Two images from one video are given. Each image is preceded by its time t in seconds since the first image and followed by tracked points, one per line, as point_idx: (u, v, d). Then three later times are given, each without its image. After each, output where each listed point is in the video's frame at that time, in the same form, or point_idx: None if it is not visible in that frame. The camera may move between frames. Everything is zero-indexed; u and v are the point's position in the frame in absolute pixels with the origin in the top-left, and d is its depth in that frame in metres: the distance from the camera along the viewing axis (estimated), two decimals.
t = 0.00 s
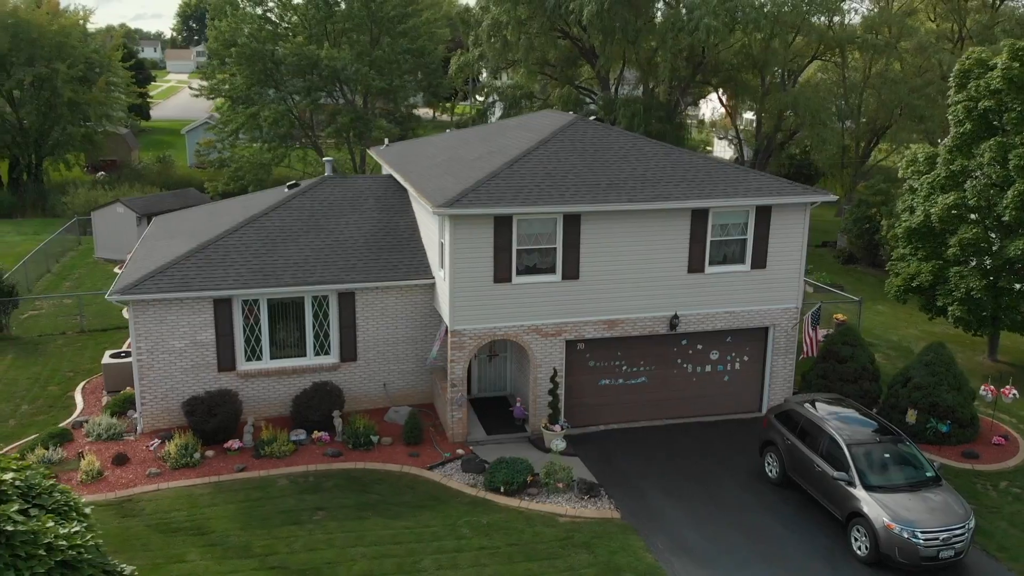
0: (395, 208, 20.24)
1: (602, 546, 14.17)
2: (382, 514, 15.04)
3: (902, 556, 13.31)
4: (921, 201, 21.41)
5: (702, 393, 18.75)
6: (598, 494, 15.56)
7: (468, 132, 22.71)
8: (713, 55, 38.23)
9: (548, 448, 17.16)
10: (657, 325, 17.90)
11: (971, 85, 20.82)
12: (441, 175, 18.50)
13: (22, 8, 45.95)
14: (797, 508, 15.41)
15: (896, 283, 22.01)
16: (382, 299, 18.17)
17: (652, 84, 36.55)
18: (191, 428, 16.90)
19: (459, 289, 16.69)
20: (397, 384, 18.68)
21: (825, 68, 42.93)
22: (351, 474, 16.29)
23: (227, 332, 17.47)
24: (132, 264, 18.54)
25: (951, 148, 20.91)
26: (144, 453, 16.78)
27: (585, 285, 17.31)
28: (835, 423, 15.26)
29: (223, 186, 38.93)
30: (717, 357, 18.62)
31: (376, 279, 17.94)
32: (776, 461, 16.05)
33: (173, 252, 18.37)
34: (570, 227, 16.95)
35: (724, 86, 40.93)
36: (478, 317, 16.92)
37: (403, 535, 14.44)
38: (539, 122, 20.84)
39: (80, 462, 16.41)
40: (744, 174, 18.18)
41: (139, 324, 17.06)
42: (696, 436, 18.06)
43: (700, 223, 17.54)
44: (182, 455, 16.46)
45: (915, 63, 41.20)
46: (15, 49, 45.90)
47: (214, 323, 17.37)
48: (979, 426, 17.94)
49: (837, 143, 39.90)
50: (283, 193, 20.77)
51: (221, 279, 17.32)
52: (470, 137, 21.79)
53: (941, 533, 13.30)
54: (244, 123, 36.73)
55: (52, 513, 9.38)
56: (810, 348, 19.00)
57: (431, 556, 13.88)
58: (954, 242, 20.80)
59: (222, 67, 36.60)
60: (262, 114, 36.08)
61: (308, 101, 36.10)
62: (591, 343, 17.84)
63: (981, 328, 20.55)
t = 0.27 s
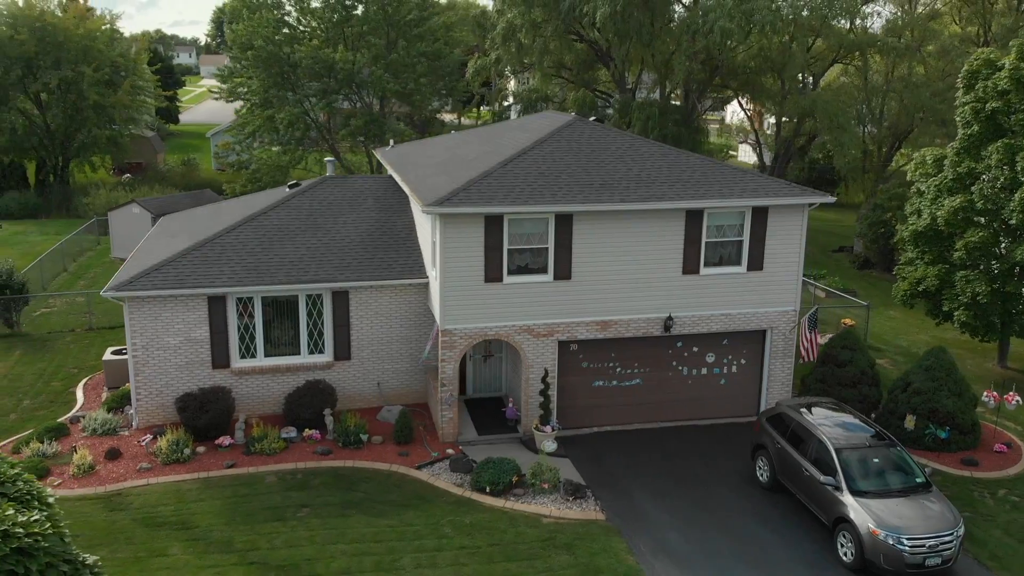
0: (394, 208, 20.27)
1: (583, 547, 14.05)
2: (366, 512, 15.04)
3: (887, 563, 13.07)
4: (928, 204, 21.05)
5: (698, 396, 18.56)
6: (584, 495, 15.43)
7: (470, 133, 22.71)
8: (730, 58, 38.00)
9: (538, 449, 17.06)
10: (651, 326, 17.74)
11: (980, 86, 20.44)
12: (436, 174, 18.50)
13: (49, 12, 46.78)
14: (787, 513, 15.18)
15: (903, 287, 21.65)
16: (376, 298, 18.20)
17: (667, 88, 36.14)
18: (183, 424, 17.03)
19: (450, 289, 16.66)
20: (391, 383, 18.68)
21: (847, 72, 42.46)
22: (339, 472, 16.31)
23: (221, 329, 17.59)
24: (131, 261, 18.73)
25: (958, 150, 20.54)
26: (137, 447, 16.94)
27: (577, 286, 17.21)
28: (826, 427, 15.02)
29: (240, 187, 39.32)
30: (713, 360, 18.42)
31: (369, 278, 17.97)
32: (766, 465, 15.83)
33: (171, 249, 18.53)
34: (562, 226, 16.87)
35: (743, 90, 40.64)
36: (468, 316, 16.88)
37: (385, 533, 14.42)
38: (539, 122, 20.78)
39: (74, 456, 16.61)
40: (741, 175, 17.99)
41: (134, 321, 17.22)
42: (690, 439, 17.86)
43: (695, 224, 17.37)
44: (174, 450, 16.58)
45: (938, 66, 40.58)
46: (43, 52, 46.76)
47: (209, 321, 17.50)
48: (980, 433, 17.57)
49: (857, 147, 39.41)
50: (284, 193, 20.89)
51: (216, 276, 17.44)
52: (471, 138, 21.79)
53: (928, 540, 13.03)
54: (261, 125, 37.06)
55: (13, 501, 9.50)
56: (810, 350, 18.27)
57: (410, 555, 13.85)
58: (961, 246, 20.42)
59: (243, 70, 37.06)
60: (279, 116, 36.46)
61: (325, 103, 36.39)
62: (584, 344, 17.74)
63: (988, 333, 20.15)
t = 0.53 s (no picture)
0: (392, 208, 20.31)
1: (563, 549, 13.92)
2: (350, 510, 15.02)
3: (870, 569, 12.78)
4: (934, 206, 20.67)
5: (693, 399, 18.34)
6: (570, 498, 15.30)
7: (471, 133, 22.68)
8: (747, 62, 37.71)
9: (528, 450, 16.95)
10: (645, 328, 17.58)
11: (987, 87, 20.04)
12: (430, 174, 18.49)
13: (75, 16, 47.58)
14: (775, 518, 14.93)
15: (909, 291, 21.27)
16: (370, 297, 18.22)
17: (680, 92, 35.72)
18: (175, 420, 17.13)
19: (439, 288, 16.62)
20: (385, 382, 18.68)
21: (868, 74, 41.91)
22: (326, 470, 16.32)
23: (214, 327, 17.69)
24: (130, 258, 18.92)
25: (965, 153, 20.15)
26: (130, 443, 17.06)
27: (569, 286, 17.11)
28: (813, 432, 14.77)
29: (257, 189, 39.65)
30: (709, 363, 18.21)
31: (363, 277, 18.00)
32: (756, 470, 15.59)
33: (168, 247, 18.69)
34: (553, 227, 16.78)
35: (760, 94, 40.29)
36: (458, 316, 16.82)
37: (366, 532, 14.40)
38: (538, 123, 20.70)
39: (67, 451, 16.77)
40: (737, 176, 17.79)
41: (129, 317, 17.37)
42: (684, 441, 17.65)
43: (689, 225, 17.20)
44: (165, 446, 16.68)
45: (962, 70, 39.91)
46: (69, 56, 47.58)
47: (203, 318, 17.61)
48: (980, 440, 17.19)
49: (876, 152, 38.86)
50: (284, 192, 21.00)
51: (210, 274, 17.56)
52: (470, 138, 21.77)
53: (913, 548, 12.74)
54: (276, 127, 37.34)
55: None
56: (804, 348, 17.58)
57: (389, 553, 13.82)
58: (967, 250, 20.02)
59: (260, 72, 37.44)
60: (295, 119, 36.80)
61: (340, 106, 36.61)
62: (577, 345, 17.62)
63: (994, 339, 19.73)
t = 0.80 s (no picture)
0: (390, 207, 20.33)
1: (544, 550, 13.80)
2: (334, 507, 15.01)
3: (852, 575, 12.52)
4: (941, 209, 20.28)
5: (688, 402, 18.13)
6: (555, 498, 15.17)
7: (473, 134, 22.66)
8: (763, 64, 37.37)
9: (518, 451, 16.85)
10: (638, 329, 17.41)
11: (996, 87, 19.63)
12: (426, 173, 18.48)
13: (101, 20, 48.32)
14: (763, 522, 14.69)
15: (915, 295, 20.88)
16: (364, 296, 18.24)
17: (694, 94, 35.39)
18: (168, 416, 17.24)
19: (430, 287, 16.58)
20: (379, 381, 18.68)
21: (890, 77, 41.32)
22: (315, 467, 16.34)
23: (209, 324, 17.80)
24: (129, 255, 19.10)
25: (972, 154, 19.75)
26: (123, 438, 17.20)
27: (561, 286, 17.00)
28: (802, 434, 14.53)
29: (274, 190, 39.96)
30: (704, 365, 17.99)
31: (357, 276, 18.02)
32: (746, 473, 15.36)
33: (166, 245, 18.84)
34: (545, 226, 16.68)
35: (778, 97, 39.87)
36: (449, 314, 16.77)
37: (347, 529, 14.37)
38: (538, 123, 20.63)
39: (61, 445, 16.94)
40: (733, 176, 17.58)
41: (124, 313, 17.52)
42: (677, 443, 17.44)
43: (683, 225, 17.03)
44: (156, 441, 16.80)
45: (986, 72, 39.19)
46: (95, 59, 48.34)
47: (197, 315, 17.72)
48: (981, 446, 16.82)
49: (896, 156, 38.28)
50: (285, 192, 21.10)
51: (205, 271, 17.66)
52: (470, 138, 21.74)
53: (897, 554, 12.46)
54: (292, 129, 37.61)
55: None
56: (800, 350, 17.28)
57: (369, 551, 13.78)
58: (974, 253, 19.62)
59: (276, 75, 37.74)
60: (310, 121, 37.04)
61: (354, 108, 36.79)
62: (569, 345, 17.49)
63: (1000, 344, 19.31)
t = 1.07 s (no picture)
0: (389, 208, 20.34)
1: (524, 551, 13.67)
2: (319, 505, 15.01)
3: None
4: (949, 211, 19.86)
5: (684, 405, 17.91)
6: (541, 500, 15.04)
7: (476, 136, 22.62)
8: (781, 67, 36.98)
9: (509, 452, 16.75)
10: (632, 330, 17.23)
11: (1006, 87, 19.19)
12: (423, 172, 18.45)
13: (127, 24, 49.07)
14: (751, 527, 14.45)
15: (923, 299, 20.47)
16: (359, 295, 18.24)
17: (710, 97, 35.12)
18: (163, 413, 17.36)
19: (421, 286, 16.53)
20: (374, 381, 18.67)
21: (914, 81, 40.68)
22: (304, 465, 16.35)
23: (205, 322, 17.89)
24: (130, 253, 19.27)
25: (980, 156, 19.32)
26: (118, 434, 17.34)
27: (553, 286, 16.89)
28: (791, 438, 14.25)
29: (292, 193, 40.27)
30: (701, 367, 17.75)
31: (352, 275, 18.02)
32: (736, 477, 15.12)
33: (166, 242, 18.98)
34: (537, 225, 16.58)
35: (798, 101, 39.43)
36: (441, 313, 16.72)
37: (330, 527, 14.35)
38: (538, 123, 20.54)
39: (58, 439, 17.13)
40: (730, 176, 17.35)
41: (121, 310, 17.67)
42: (670, 446, 17.23)
43: (678, 226, 16.84)
44: (150, 437, 16.91)
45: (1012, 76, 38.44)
46: (121, 62, 49.09)
47: (193, 312, 17.83)
48: (982, 454, 16.42)
49: (918, 160, 37.66)
50: (287, 192, 21.20)
51: (201, 268, 17.76)
52: (472, 139, 21.70)
53: (881, 561, 12.14)
54: (310, 132, 37.89)
55: None
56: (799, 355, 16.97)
57: (349, 549, 13.74)
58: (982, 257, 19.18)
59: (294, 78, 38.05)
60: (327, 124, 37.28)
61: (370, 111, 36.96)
62: (562, 346, 17.36)
63: (1008, 350, 18.86)
